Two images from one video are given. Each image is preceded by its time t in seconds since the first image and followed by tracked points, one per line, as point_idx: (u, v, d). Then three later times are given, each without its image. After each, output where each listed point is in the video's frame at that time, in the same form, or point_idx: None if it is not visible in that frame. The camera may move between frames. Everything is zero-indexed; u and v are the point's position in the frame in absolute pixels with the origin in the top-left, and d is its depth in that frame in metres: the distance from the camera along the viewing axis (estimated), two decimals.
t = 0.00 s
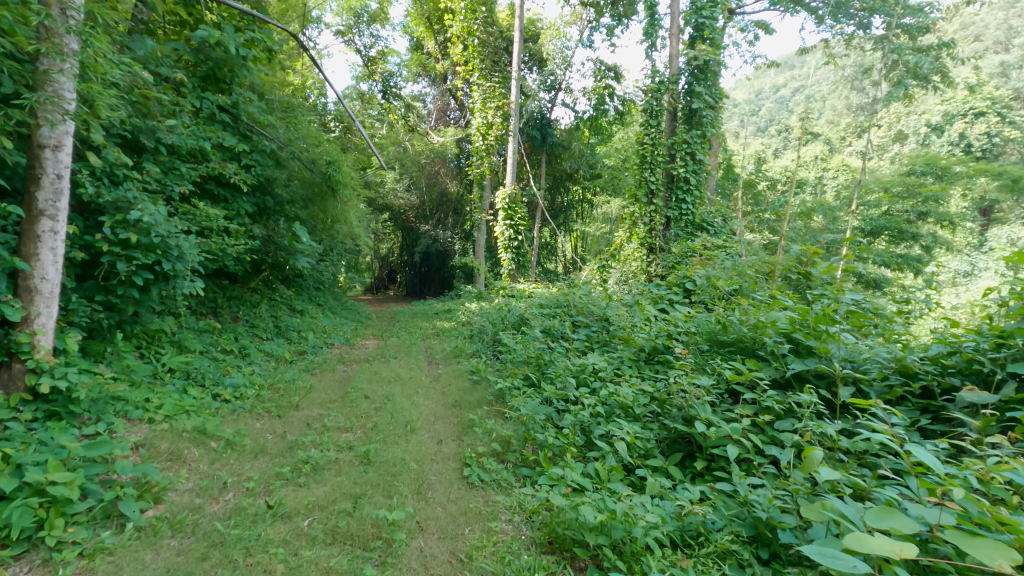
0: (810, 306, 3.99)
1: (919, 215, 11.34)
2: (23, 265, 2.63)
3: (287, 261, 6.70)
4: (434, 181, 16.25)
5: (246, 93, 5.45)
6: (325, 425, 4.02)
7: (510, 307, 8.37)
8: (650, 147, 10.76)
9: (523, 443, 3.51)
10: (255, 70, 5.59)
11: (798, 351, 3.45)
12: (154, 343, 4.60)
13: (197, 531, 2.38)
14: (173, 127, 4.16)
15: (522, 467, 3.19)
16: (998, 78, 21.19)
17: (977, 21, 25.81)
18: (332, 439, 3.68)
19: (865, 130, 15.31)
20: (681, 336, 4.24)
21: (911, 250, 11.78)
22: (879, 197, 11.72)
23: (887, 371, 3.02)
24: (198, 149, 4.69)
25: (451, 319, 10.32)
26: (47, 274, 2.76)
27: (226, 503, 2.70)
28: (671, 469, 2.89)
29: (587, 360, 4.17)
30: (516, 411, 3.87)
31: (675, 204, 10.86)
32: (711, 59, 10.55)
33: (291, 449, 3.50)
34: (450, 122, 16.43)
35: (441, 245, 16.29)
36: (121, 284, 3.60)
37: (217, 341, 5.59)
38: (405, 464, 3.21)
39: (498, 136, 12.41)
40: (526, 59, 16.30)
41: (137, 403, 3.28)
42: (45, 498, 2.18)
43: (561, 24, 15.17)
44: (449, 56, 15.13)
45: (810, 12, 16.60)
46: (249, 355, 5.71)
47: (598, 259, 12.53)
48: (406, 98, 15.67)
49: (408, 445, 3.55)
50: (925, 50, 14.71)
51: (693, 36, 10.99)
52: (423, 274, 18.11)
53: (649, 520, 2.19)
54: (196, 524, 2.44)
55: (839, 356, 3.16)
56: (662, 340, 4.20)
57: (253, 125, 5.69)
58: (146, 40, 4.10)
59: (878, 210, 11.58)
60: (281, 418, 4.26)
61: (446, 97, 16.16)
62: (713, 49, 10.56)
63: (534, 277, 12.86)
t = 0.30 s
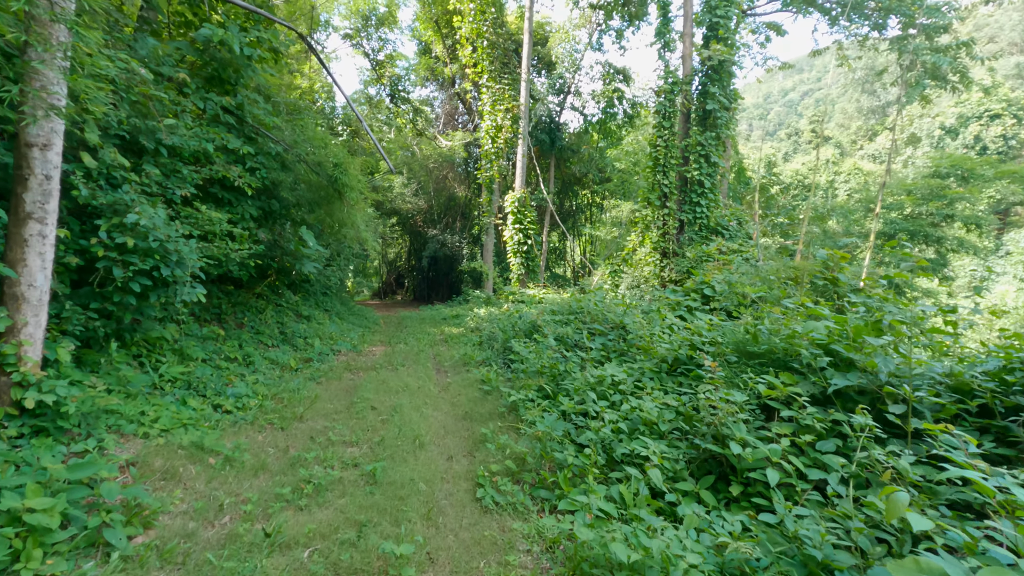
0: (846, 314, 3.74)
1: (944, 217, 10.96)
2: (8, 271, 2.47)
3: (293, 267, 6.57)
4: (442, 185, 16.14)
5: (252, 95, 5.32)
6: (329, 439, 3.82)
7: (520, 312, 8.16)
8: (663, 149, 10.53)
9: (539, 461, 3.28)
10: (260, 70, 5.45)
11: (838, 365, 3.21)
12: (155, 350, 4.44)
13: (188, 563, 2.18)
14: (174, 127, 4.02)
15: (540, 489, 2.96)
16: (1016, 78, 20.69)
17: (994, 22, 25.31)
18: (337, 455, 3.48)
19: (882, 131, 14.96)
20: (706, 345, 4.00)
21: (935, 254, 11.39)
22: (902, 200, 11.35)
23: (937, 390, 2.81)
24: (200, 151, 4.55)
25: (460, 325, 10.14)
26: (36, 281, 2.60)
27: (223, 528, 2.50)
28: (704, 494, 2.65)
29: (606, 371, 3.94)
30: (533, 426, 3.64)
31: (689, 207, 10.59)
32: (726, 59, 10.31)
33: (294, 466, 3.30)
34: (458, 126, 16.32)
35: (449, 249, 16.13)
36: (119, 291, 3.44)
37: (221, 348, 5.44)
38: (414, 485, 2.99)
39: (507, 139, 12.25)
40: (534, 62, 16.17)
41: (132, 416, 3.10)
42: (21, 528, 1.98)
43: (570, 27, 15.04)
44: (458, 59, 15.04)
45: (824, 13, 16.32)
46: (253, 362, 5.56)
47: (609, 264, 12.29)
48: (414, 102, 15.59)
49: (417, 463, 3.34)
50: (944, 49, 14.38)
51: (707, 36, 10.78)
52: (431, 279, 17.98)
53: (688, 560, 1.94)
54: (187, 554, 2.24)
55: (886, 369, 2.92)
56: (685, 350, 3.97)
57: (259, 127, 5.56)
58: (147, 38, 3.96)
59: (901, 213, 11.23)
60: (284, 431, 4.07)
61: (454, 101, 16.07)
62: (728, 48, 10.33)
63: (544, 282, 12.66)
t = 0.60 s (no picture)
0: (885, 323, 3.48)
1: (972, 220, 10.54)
2: None
3: (300, 271, 6.43)
4: (451, 190, 16.02)
5: (258, 96, 5.21)
6: (333, 452, 3.62)
7: (531, 318, 7.94)
8: (677, 151, 10.30)
9: (556, 478, 3.05)
10: (267, 71, 5.34)
11: (882, 377, 2.95)
12: (157, 358, 4.29)
13: None
14: (176, 127, 3.89)
15: (558, 511, 2.73)
16: None
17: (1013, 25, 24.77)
18: (341, 470, 3.27)
19: (899, 133, 14.63)
20: (734, 354, 3.75)
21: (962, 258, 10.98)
22: (926, 202, 10.96)
23: (1000, 405, 2.54)
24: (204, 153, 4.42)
25: (469, 331, 9.94)
26: (22, 286, 2.45)
27: (215, 553, 2.31)
28: (741, 520, 2.40)
29: (626, 382, 3.70)
30: (549, 441, 3.41)
31: (704, 211, 10.32)
32: (742, 58, 10.07)
33: (296, 482, 3.11)
34: (467, 130, 16.23)
35: (458, 254, 15.98)
36: (116, 296, 3.29)
37: (226, 355, 5.28)
38: (423, 506, 2.78)
39: (517, 142, 12.08)
40: (544, 66, 16.04)
41: (125, 429, 2.92)
42: None
43: (580, 31, 14.92)
44: (467, 63, 14.98)
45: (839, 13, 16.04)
46: (258, 369, 5.39)
47: (621, 269, 12.04)
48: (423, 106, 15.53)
49: (426, 481, 3.13)
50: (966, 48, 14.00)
51: (722, 35, 10.54)
52: (440, 284, 17.84)
53: None
54: None
55: (940, 384, 2.65)
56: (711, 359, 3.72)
57: (265, 128, 5.43)
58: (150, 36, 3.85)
59: (926, 216, 10.84)
60: (287, 442, 3.87)
61: (463, 105, 15.98)
62: (743, 48, 10.09)
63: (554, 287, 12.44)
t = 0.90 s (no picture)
0: (936, 325, 3.16)
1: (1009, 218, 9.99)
2: None
3: (307, 272, 6.27)
4: (462, 191, 15.86)
5: (262, 91, 5.07)
6: (335, 461, 3.41)
7: (544, 320, 7.69)
8: (694, 149, 9.99)
9: (574, 494, 2.80)
10: (272, 66, 5.20)
11: (938, 386, 2.64)
12: (157, 360, 4.15)
13: None
14: (175, 120, 3.75)
15: (575, 532, 2.48)
16: None
17: None
18: (343, 482, 3.06)
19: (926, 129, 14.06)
20: (766, 359, 3.45)
21: (996, 258, 10.42)
22: (959, 199, 10.43)
23: None
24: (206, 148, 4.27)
25: (480, 333, 9.72)
26: (1, 285, 2.29)
27: None
28: (784, 547, 2.12)
29: (648, 389, 3.43)
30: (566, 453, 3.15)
31: (722, 210, 9.97)
32: (761, 52, 9.73)
33: (293, 494, 2.90)
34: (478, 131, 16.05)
35: (469, 256, 15.80)
36: (108, 296, 3.14)
37: (230, 358, 5.13)
38: (428, 526, 2.55)
39: (529, 141, 11.86)
40: (556, 66, 15.82)
41: (112, 437, 2.74)
42: None
43: (592, 30, 14.70)
44: (478, 64, 14.83)
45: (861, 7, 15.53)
46: (263, 372, 5.23)
47: (636, 271, 11.72)
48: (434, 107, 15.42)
49: (433, 495, 2.90)
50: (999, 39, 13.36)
51: (741, 29, 10.22)
52: (451, 286, 17.69)
53: None
54: None
55: (1011, 394, 2.33)
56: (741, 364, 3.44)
57: (269, 124, 5.29)
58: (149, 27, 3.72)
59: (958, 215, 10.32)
60: (288, 450, 3.68)
61: (474, 106, 15.82)
62: (763, 41, 9.74)
63: (567, 289, 12.16)
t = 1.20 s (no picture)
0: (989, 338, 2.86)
1: None
2: None
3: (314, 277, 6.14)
4: (473, 194, 15.68)
5: (266, 92, 4.95)
6: (336, 479, 3.21)
7: (556, 326, 7.45)
8: (711, 149, 9.68)
9: (590, 522, 2.56)
10: (276, 66, 5.07)
11: (1000, 410, 2.34)
12: (156, 369, 4.02)
13: None
14: (172, 121, 3.62)
15: (590, 568, 2.25)
16: None
17: None
18: (341, 503, 2.86)
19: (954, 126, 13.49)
20: (798, 373, 3.17)
21: None
22: (992, 199, 9.93)
23: None
24: (206, 150, 4.15)
25: (491, 338, 9.51)
26: None
27: None
28: None
29: (668, 404, 3.17)
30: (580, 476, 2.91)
31: (740, 212, 9.63)
32: (781, 48, 9.38)
33: (288, 517, 2.70)
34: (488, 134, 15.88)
35: (479, 259, 15.64)
36: (99, 305, 3.01)
37: (234, 365, 5.00)
38: (429, 560, 2.34)
39: (540, 141, 11.65)
40: (567, 68, 15.59)
41: (97, 455, 2.59)
42: None
43: (605, 30, 14.46)
44: (489, 65, 14.69)
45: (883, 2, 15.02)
46: (267, 380, 5.09)
47: (651, 274, 11.41)
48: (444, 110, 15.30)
49: (436, 521, 2.68)
50: None
51: (759, 25, 9.88)
52: (462, 289, 17.54)
53: None
54: None
55: None
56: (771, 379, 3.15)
57: (274, 126, 5.17)
58: (147, 25, 3.61)
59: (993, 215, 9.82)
60: (287, 466, 3.50)
61: (485, 108, 15.65)
62: (783, 36, 9.40)
63: (579, 292, 11.91)
